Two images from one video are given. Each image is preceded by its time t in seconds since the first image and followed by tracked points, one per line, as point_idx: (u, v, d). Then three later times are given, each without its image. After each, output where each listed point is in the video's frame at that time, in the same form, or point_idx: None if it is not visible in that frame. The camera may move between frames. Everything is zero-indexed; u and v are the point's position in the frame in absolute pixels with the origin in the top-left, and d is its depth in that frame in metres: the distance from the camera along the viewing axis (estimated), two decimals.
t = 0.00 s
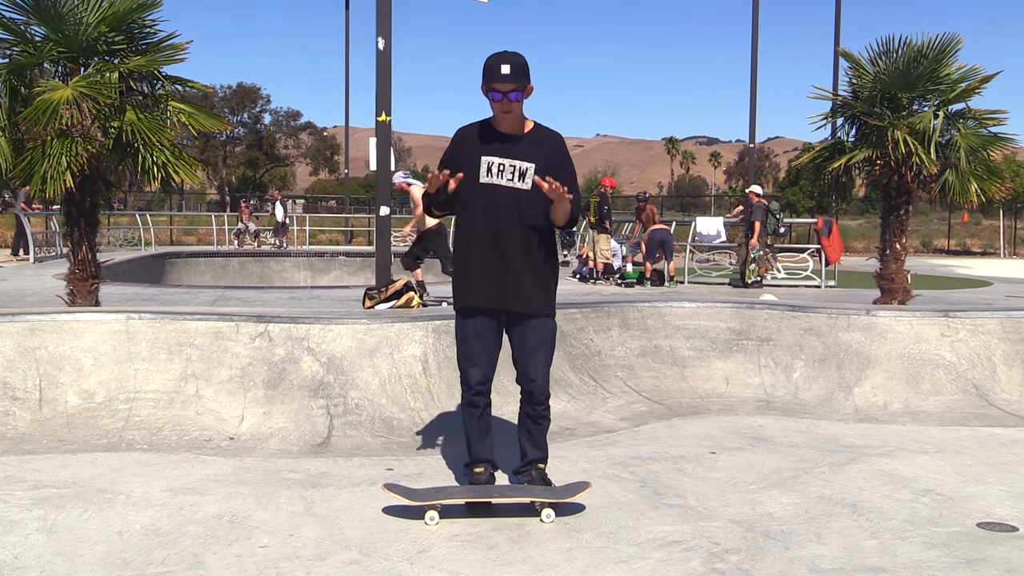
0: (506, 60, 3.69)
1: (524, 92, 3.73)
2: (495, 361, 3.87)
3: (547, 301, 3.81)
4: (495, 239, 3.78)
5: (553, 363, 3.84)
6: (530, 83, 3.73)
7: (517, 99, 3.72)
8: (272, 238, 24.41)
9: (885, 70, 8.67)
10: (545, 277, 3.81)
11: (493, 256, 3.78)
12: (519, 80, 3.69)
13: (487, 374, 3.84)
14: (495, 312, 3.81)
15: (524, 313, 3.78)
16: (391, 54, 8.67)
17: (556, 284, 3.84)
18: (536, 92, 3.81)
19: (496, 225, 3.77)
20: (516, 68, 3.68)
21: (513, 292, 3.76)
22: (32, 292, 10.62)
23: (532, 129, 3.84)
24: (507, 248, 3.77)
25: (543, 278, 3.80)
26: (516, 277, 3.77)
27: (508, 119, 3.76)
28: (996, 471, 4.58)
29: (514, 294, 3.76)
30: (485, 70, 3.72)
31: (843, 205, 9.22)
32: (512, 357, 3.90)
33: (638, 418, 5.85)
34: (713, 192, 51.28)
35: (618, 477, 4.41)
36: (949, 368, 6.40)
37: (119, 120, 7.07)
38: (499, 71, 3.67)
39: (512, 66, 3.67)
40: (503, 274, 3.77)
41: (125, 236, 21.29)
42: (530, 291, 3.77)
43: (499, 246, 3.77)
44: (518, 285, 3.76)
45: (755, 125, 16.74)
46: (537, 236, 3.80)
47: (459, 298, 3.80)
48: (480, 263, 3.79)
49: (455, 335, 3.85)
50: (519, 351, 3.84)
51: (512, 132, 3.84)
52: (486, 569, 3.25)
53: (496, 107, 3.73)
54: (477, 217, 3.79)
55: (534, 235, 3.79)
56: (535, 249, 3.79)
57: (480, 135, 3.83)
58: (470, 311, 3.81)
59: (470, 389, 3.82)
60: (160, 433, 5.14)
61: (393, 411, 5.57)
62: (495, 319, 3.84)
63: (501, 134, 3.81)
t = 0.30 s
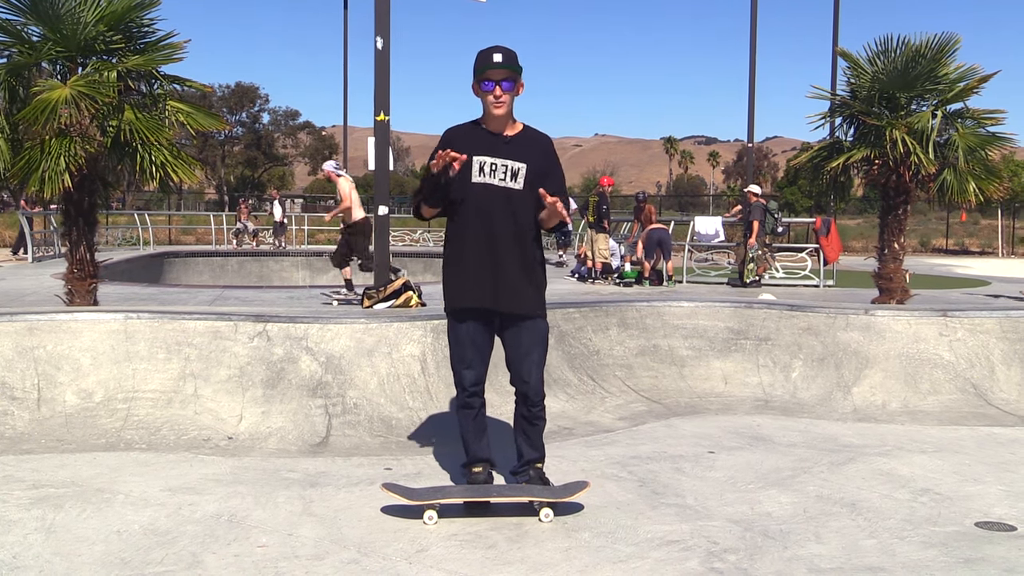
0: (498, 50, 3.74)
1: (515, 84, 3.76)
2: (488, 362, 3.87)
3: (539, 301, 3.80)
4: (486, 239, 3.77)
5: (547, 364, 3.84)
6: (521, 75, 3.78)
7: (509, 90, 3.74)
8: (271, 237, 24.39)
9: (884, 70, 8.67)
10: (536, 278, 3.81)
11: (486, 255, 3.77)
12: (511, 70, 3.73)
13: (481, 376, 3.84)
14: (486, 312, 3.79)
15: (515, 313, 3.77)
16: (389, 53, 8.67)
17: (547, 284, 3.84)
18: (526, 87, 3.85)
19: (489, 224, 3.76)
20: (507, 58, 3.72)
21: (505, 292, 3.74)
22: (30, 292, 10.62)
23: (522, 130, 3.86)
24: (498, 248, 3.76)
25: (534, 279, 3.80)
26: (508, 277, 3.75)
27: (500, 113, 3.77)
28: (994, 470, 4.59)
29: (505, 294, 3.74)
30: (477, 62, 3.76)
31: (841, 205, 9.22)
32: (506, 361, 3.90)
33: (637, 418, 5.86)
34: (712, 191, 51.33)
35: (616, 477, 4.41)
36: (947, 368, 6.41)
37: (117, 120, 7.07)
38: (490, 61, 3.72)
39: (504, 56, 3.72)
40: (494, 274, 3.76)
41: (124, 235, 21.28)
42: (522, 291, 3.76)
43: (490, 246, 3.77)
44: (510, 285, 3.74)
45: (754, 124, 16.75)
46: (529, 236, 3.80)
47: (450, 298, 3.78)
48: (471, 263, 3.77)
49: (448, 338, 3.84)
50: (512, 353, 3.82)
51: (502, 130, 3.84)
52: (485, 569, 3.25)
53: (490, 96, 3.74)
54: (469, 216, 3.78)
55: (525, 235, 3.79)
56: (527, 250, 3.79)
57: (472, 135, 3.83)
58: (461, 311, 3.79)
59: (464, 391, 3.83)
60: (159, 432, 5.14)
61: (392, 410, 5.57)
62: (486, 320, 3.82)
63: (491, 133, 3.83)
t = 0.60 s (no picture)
0: (491, 52, 3.73)
1: (509, 85, 3.76)
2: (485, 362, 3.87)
3: (533, 299, 3.81)
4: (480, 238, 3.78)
5: (543, 363, 3.83)
6: (516, 76, 3.77)
7: (503, 91, 3.74)
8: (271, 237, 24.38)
9: (885, 69, 8.67)
10: (530, 277, 3.81)
11: (480, 253, 3.77)
12: (505, 71, 3.72)
13: (479, 376, 3.84)
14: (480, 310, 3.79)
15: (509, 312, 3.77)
16: (390, 53, 8.67)
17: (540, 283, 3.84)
18: (521, 87, 3.84)
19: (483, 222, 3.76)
20: (501, 60, 3.71)
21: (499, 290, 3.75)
22: (31, 292, 10.62)
23: (517, 130, 3.86)
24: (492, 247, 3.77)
25: (528, 278, 3.80)
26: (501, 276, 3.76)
27: (495, 114, 3.77)
28: (995, 470, 4.58)
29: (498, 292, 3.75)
30: (471, 63, 3.76)
31: (842, 204, 9.22)
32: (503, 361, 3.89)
33: (637, 418, 5.86)
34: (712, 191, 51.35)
35: (616, 477, 4.41)
36: (948, 368, 6.41)
37: (118, 120, 7.07)
38: (484, 63, 3.71)
39: (498, 58, 3.71)
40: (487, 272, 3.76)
41: (124, 235, 21.29)
42: (516, 290, 3.76)
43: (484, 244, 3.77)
44: (503, 284, 3.75)
45: (754, 124, 16.75)
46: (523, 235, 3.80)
47: (444, 297, 3.78)
48: (465, 261, 3.78)
49: (445, 337, 3.84)
50: (508, 352, 3.82)
51: (498, 130, 3.85)
52: (485, 569, 3.25)
53: (484, 98, 3.74)
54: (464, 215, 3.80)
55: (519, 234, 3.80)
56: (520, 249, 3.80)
57: (467, 136, 3.85)
58: (456, 310, 3.80)
59: (463, 391, 3.82)
60: (159, 433, 5.14)
61: (392, 410, 5.57)
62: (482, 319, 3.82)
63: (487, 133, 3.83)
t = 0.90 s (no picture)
0: (489, 51, 3.72)
1: (507, 85, 3.76)
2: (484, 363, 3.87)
3: (531, 300, 3.80)
4: (477, 238, 3.78)
5: (542, 363, 3.83)
6: (513, 76, 3.77)
7: (501, 90, 3.75)
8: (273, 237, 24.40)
9: (885, 69, 8.67)
10: (527, 277, 3.80)
11: (477, 253, 3.78)
12: (503, 71, 3.72)
13: (477, 377, 3.84)
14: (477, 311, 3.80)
15: (506, 312, 3.77)
16: (390, 53, 8.67)
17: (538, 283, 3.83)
18: (518, 87, 3.84)
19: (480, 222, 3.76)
20: (499, 59, 3.71)
21: (495, 291, 3.75)
22: (31, 292, 10.63)
23: (515, 130, 3.86)
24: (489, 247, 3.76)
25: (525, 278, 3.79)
26: (497, 276, 3.75)
27: (492, 113, 3.78)
28: (996, 470, 4.58)
29: (494, 293, 3.75)
30: (469, 62, 3.76)
31: (842, 204, 9.21)
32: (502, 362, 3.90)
33: (638, 418, 5.86)
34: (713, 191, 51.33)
35: (617, 477, 4.41)
36: (949, 368, 6.40)
37: (118, 120, 7.07)
38: (482, 62, 3.71)
39: (496, 57, 3.71)
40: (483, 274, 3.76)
41: (125, 235, 21.32)
42: (513, 290, 3.76)
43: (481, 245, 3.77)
44: (500, 285, 3.75)
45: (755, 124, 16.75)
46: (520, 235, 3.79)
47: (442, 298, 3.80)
48: (462, 262, 3.79)
49: (443, 338, 3.85)
50: (507, 353, 3.82)
51: (495, 129, 3.85)
52: (486, 569, 3.25)
53: (481, 97, 3.75)
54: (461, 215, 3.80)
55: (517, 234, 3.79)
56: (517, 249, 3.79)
57: (466, 136, 3.84)
58: (453, 311, 3.81)
59: (462, 393, 3.83)
60: (160, 433, 5.14)
61: (393, 410, 5.57)
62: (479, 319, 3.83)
63: (485, 133, 3.83)
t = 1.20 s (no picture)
0: (488, 52, 3.74)
1: (506, 85, 3.77)
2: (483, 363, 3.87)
3: (531, 301, 3.80)
4: (477, 238, 3.77)
5: (541, 364, 3.83)
6: (512, 76, 3.78)
7: (500, 91, 3.75)
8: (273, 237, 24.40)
9: (886, 69, 8.67)
10: (526, 277, 3.80)
11: (476, 254, 3.77)
12: (501, 72, 3.73)
13: (477, 377, 3.84)
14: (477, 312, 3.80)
15: (506, 313, 3.77)
16: (391, 53, 8.67)
17: (538, 283, 3.83)
18: (517, 88, 3.85)
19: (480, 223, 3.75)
20: (498, 60, 3.72)
21: (496, 292, 3.75)
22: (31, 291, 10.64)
23: (513, 131, 3.85)
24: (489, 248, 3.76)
25: (525, 279, 3.79)
26: (498, 277, 3.75)
27: (491, 113, 3.78)
28: (997, 470, 4.58)
29: (495, 294, 3.74)
30: (467, 63, 3.77)
31: (843, 204, 9.21)
32: (502, 362, 3.90)
33: (639, 418, 5.86)
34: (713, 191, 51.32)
35: (618, 477, 4.41)
36: (950, 368, 6.40)
37: (119, 120, 7.06)
38: (481, 63, 3.72)
39: (494, 58, 3.72)
40: (483, 274, 3.76)
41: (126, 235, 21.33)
42: (513, 291, 3.76)
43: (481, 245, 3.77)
44: (500, 286, 3.75)
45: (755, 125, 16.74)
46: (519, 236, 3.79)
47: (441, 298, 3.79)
48: (462, 262, 3.78)
49: (442, 338, 3.85)
50: (506, 353, 3.82)
51: (494, 130, 3.84)
52: (487, 569, 3.25)
53: (480, 98, 3.75)
54: (460, 215, 3.78)
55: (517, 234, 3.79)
56: (517, 249, 3.79)
57: (465, 136, 3.82)
58: (452, 312, 3.80)
59: (462, 393, 3.83)
60: (161, 433, 5.14)
61: (393, 410, 5.57)
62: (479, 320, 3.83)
63: (483, 133, 3.82)
